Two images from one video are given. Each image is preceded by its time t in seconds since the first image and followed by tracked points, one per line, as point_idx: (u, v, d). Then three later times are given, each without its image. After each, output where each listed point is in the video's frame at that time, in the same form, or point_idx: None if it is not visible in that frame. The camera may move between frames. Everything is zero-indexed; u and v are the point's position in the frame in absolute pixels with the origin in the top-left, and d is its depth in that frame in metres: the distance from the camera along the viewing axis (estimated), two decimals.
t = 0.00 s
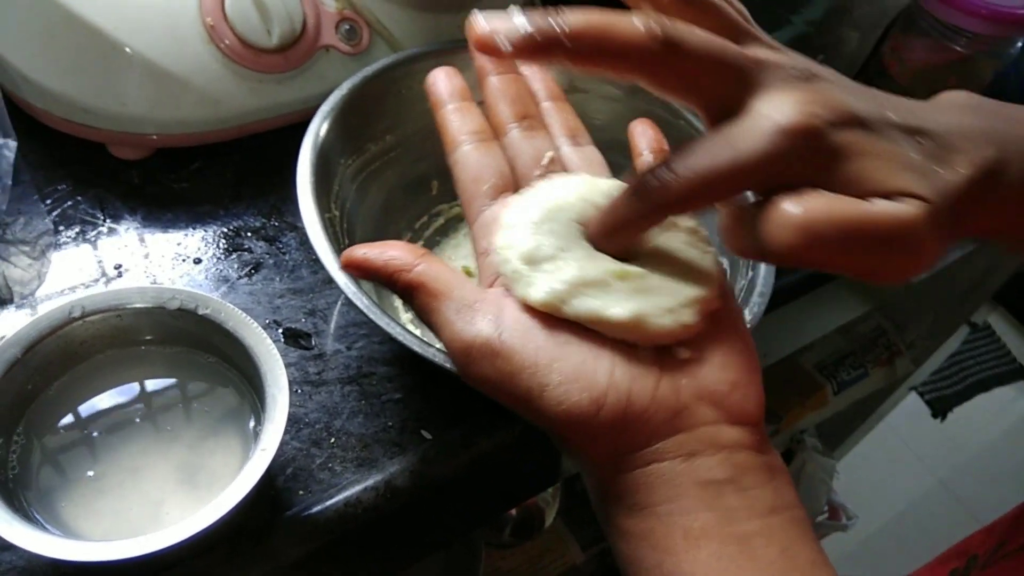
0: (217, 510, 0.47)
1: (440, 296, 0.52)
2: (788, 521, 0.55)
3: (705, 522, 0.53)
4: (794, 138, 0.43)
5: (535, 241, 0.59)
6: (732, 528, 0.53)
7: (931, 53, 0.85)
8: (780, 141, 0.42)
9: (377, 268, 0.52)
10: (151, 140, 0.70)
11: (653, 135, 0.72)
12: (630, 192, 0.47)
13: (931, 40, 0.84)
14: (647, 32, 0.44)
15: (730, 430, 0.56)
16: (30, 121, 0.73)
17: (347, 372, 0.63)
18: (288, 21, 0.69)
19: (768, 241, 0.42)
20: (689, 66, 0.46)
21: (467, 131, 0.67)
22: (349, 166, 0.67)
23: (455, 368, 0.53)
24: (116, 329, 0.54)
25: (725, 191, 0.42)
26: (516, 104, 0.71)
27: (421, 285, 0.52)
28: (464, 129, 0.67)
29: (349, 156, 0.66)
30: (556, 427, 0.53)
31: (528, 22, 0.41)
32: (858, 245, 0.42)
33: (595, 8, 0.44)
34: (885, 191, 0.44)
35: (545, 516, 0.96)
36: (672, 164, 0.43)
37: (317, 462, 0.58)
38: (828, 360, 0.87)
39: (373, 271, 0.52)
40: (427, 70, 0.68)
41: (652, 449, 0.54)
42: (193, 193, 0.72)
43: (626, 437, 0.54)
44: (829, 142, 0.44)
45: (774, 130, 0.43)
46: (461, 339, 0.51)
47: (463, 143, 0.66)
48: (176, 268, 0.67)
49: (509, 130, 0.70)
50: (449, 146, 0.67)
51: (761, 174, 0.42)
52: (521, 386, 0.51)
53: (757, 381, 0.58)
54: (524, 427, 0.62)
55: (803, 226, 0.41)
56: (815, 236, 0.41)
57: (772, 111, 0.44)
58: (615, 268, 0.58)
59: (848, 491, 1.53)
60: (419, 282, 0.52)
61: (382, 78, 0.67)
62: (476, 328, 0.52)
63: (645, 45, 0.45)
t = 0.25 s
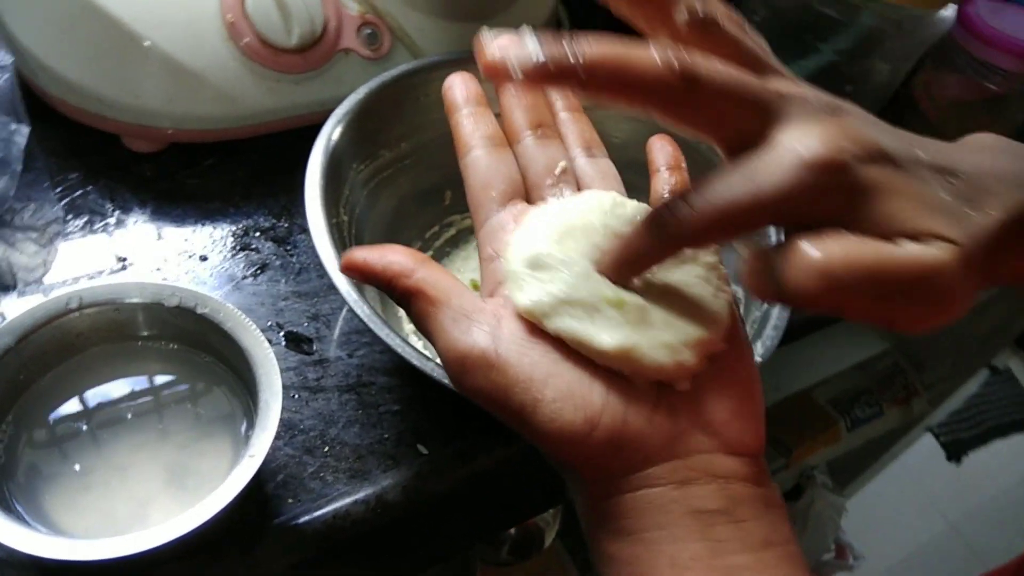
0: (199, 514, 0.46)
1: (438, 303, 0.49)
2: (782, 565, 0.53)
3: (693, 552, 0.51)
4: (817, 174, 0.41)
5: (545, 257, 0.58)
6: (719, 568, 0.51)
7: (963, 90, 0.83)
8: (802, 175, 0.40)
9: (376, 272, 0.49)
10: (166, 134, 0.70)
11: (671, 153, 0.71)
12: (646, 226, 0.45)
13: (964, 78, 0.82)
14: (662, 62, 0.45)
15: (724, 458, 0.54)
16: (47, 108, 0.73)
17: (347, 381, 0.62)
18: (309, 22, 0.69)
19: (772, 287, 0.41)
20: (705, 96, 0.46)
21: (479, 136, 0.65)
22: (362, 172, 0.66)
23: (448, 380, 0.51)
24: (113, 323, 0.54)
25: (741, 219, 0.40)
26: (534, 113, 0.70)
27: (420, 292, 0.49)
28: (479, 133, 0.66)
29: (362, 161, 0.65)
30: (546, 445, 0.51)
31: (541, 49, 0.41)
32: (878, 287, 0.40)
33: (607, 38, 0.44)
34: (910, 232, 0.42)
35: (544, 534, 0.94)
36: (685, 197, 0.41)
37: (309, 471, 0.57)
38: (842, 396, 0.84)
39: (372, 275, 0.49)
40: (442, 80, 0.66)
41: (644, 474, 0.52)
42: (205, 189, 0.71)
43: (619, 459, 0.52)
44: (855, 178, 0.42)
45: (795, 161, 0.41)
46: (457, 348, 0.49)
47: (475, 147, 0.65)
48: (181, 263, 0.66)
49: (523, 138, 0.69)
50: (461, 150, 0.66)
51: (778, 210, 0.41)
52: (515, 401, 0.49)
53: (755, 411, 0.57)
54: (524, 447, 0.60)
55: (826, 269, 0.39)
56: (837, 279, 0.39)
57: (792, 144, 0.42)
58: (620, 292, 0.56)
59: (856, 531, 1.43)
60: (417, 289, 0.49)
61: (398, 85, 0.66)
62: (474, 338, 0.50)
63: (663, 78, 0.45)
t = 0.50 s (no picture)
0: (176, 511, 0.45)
1: (432, 312, 0.48)
2: None
3: None
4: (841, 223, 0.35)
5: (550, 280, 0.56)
6: None
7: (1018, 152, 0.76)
8: (828, 229, 0.35)
9: (373, 274, 0.49)
10: (200, 126, 0.71)
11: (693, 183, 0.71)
12: (663, 263, 0.42)
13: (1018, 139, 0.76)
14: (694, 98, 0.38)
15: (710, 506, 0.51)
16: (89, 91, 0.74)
17: (347, 391, 0.61)
18: (348, 27, 0.69)
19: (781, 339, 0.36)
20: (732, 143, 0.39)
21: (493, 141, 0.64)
22: (384, 182, 0.66)
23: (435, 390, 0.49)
24: (118, 309, 0.53)
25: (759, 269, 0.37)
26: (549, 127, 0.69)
27: (414, 298, 0.48)
28: (492, 142, 0.64)
29: (385, 171, 0.65)
30: (526, 468, 0.48)
31: (565, 78, 0.38)
32: (907, 356, 0.33)
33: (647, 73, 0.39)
34: (947, 296, 0.34)
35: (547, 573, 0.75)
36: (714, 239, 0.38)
37: (298, 479, 0.56)
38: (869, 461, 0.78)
39: (369, 275, 0.48)
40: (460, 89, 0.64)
41: (625, 510, 0.49)
42: (231, 184, 0.71)
43: (601, 492, 0.49)
44: (891, 231, 0.35)
45: (820, 212, 0.35)
46: (444, 358, 0.47)
47: (488, 156, 0.63)
48: (198, 257, 0.66)
49: (538, 151, 0.68)
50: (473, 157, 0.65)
51: (793, 269, 0.36)
52: (499, 419, 0.47)
53: (749, 458, 0.53)
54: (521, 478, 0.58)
55: (843, 333, 0.33)
56: (848, 350, 0.33)
57: (822, 189, 0.36)
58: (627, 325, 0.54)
59: None
60: (411, 294, 0.48)
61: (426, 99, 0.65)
62: (463, 350, 0.48)
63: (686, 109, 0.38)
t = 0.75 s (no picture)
0: (152, 506, 0.45)
1: (393, 333, 0.49)
2: None
3: None
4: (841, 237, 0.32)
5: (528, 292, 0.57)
6: None
7: None
8: (827, 244, 0.32)
9: (335, 294, 0.49)
10: (222, 125, 0.71)
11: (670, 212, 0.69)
12: (661, 266, 0.40)
13: None
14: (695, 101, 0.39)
15: (672, 540, 0.51)
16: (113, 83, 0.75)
17: (339, 395, 0.61)
18: (370, 33, 0.69)
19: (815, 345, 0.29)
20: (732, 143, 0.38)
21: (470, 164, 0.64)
22: (392, 188, 0.66)
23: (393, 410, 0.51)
24: (115, 299, 0.54)
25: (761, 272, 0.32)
26: (532, 150, 0.68)
27: (375, 319, 0.49)
28: (468, 162, 0.64)
29: (393, 178, 0.65)
30: (482, 498, 0.49)
31: (571, 76, 0.42)
32: (904, 376, 0.30)
33: (653, 71, 0.41)
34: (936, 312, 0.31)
35: None
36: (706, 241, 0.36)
37: (283, 480, 0.56)
38: (880, 495, 0.79)
39: (330, 296, 0.49)
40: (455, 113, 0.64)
41: (580, 540, 0.50)
42: (243, 182, 0.72)
43: (556, 525, 0.50)
44: (894, 247, 0.32)
45: (823, 225, 0.32)
46: (402, 382, 0.49)
47: (463, 176, 0.64)
48: (203, 252, 0.66)
49: (515, 175, 0.67)
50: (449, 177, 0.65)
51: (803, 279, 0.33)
52: (454, 446, 0.49)
53: (715, 493, 0.53)
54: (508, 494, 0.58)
55: (852, 340, 0.29)
56: (849, 364, 0.29)
57: (825, 200, 0.33)
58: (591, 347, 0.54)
59: None
60: (372, 315, 0.49)
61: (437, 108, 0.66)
62: (422, 374, 0.49)
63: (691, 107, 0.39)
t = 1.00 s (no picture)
0: (133, 513, 0.44)
1: (359, 349, 0.49)
2: None
3: None
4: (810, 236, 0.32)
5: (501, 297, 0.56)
6: None
7: None
8: (801, 238, 0.32)
9: (304, 307, 0.49)
10: (233, 133, 0.72)
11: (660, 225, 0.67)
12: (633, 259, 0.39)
13: None
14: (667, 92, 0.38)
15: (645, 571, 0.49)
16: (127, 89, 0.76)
17: (336, 404, 0.60)
18: (378, 41, 0.69)
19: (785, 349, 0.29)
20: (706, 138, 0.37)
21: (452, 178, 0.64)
22: (395, 197, 0.67)
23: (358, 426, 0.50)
24: (110, 303, 0.54)
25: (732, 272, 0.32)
26: (517, 163, 0.67)
27: (342, 333, 0.49)
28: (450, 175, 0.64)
29: (395, 186, 0.66)
30: (443, 522, 0.48)
31: (540, 66, 0.38)
32: (872, 378, 0.30)
33: (622, 65, 0.39)
34: (917, 318, 0.31)
35: None
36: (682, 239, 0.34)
37: (274, 489, 0.55)
38: (906, 519, 0.75)
39: (299, 309, 0.49)
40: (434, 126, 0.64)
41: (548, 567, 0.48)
42: (251, 189, 0.72)
43: (524, 551, 0.48)
44: (873, 245, 0.33)
45: (797, 218, 0.32)
46: (366, 398, 0.48)
47: (442, 189, 0.63)
48: (205, 257, 0.66)
49: (499, 187, 0.66)
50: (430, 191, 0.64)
51: (777, 273, 0.32)
52: (417, 466, 0.47)
53: (689, 522, 0.50)
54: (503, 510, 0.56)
55: (826, 347, 0.29)
56: (820, 365, 0.29)
57: (804, 197, 0.33)
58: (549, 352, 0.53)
59: None
60: (340, 329, 0.49)
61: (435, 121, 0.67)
62: (387, 392, 0.48)
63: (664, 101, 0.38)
